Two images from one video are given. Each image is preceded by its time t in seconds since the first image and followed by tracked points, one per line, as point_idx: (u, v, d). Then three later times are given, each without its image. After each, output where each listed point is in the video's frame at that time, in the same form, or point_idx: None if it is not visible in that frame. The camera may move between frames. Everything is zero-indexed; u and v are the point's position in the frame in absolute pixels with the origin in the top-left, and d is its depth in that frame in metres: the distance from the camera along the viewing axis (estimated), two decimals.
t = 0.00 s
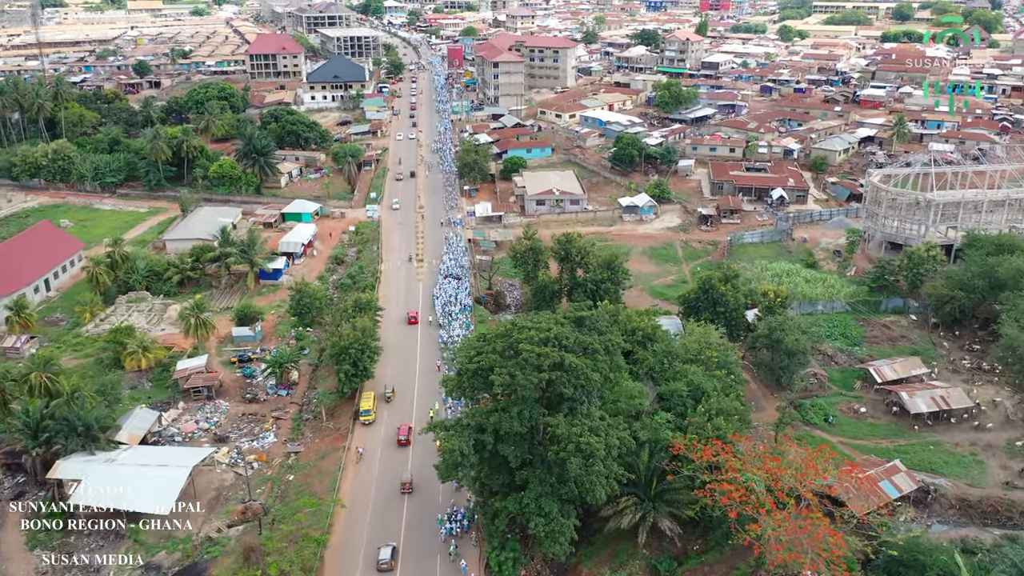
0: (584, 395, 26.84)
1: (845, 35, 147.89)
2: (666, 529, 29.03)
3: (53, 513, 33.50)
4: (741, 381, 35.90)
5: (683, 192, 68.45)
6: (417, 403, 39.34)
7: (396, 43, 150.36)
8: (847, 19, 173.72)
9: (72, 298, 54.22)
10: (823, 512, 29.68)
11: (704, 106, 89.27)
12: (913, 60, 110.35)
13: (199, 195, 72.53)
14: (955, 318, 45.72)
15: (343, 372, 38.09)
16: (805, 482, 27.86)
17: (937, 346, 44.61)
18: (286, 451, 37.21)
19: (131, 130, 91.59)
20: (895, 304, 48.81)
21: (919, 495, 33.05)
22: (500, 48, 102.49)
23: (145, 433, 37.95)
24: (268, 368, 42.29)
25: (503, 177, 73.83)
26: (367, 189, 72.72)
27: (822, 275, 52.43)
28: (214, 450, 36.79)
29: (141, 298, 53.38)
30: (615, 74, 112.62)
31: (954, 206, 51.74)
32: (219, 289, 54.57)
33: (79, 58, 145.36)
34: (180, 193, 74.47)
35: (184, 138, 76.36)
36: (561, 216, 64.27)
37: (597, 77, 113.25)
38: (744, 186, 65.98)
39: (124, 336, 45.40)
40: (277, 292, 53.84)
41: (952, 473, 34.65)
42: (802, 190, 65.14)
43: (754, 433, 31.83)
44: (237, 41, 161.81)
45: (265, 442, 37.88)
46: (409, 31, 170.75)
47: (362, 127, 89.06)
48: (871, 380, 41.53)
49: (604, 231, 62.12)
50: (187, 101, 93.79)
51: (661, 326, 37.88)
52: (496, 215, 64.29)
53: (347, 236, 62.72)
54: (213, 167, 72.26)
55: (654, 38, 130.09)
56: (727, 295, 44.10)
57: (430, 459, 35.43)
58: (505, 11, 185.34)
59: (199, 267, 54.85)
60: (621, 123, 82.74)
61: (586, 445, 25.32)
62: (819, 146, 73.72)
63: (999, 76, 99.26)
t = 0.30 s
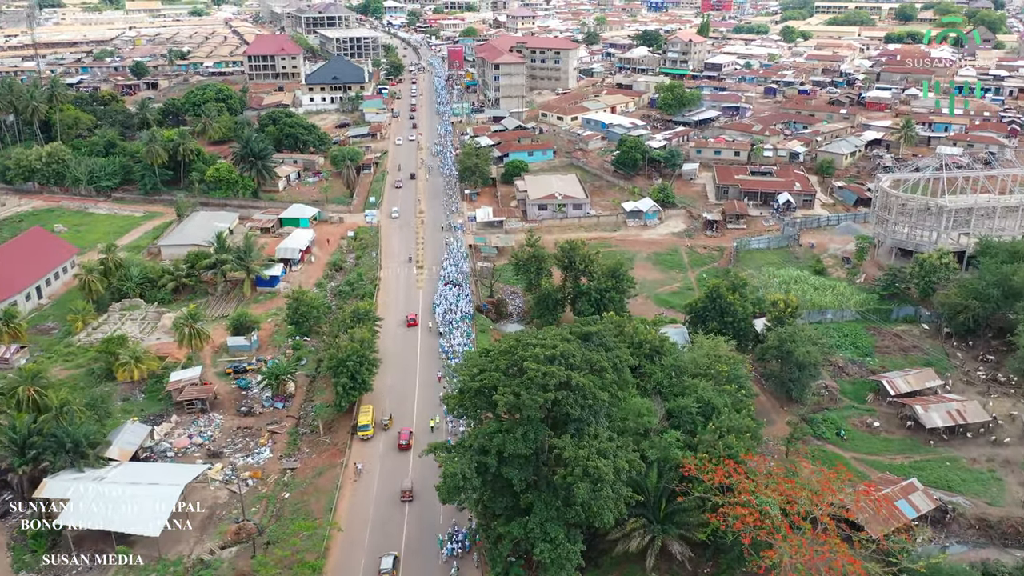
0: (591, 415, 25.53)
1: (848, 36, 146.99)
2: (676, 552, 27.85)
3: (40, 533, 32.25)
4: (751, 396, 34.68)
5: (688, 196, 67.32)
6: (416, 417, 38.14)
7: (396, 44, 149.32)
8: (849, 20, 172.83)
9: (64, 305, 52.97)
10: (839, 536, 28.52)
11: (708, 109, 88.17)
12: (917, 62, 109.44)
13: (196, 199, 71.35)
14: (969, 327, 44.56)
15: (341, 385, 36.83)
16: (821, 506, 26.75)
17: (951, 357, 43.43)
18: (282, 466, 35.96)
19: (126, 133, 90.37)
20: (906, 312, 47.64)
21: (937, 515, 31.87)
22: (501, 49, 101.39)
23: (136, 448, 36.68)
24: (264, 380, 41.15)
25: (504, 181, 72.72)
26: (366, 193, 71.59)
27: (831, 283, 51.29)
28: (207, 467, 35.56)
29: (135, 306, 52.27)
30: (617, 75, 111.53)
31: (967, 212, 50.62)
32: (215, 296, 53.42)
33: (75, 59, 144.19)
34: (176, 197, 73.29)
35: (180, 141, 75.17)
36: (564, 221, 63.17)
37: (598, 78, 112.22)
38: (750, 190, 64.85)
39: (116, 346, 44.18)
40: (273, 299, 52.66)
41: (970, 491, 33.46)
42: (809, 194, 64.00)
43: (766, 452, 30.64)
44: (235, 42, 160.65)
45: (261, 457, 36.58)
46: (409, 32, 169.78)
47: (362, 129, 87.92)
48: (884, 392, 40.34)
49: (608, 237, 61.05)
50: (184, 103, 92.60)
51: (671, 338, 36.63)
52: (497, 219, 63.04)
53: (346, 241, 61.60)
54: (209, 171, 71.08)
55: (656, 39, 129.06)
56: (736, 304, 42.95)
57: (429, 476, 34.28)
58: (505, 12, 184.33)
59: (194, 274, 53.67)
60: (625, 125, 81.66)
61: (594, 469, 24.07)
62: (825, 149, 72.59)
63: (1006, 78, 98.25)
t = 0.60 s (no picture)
0: (635, 545, 20.41)
1: (862, 41, 141.77)
2: None
3: None
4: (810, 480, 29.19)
5: (709, 219, 61.90)
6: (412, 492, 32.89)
7: (394, 49, 143.93)
8: (862, 23, 167.71)
9: (20, 347, 47.33)
10: None
11: (725, 120, 82.74)
12: (941, 69, 104.23)
13: (175, 221, 65.86)
14: None
15: (323, 462, 31.38)
16: None
17: None
18: (254, 558, 30.31)
19: (106, 146, 84.81)
20: (966, 359, 42.17)
21: None
22: (504, 55, 95.94)
23: (83, 536, 30.93)
24: (238, 446, 35.69)
25: (509, 200, 67.30)
26: (359, 214, 66.14)
27: (877, 322, 45.86)
28: (165, 561, 29.93)
29: (100, 348, 46.76)
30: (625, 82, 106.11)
31: None
32: (190, 335, 47.91)
33: (61, 64, 138.76)
34: (155, 217, 67.75)
35: (160, 157, 69.65)
36: (575, 247, 57.68)
37: (606, 85, 106.85)
38: (778, 213, 59.43)
39: (70, 403, 38.58)
40: (254, 341, 47.13)
41: None
42: (843, 218, 58.54)
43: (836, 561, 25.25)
44: (228, 46, 155.32)
45: (230, 547, 30.99)
46: (407, 35, 164.39)
47: (356, 142, 82.43)
48: (953, 462, 34.85)
49: (624, 265, 55.61)
50: (168, 113, 87.07)
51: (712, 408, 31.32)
52: (503, 245, 57.53)
53: (337, 270, 56.17)
54: (190, 191, 65.57)
55: (665, 43, 123.60)
56: (779, 357, 37.48)
57: (428, 568, 29.11)
58: (507, 15, 178.99)
59: (167, 312, 48.16)
60: (637, 138, 76.09)
61: None
62: (856, 165, 67.13)
63: None
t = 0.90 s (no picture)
0: None
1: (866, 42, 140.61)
2: None
3: None
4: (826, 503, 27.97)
5: (715, 224, 60.70)
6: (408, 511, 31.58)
7: (394, 50, 142.74)
8: (865, 24, 166.51)
9: (9, 357, 46.07)
10: None
11: (729, 122, 81.55)
12: (948, 70, 103.03)
13: (170, 226, 64.63)
14: None
15: (318, 482, 30.12)
16: None
17: None
18: None
19: (101, 148, 83.54)
20: (982, 372, 40.96)
21: None
22: (505, 56, 94.72)
23: (69, 560, 29.66)
24: (231, 464, 34.46)
25: (510, 205, 66.06)
26: (357, 219, 64.93)
27: (889, 333, 44.64)
28: None
29: (90, 359, 45.51)
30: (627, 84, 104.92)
31: None
32: (183, 345, 46.70)
33: (58, 65, 137.54)
34: (150, 222, 66.51)
35: (155, 161, 68.41)
36: (578, 254, 56.46)
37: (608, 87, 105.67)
38: (785, 219, 58.25)
39: (58, 418, 37.31)
40: (249, 351, 45.90)
41: None
42: (851, 223, 57.33)
43: None
44: (226, 47, 154.25)
45: (220, 571, 29.64)
46: (407, 36, 163.19)
47: (354, 145, 81.20)
48: (973, 480, 33.60)
49: (628, 272, 54.37)
50: (164, 115, 85.80)
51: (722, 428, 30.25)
52: (504, 251, 56.30)
53: (334, 278, 54.96)
54: (185, 196, 64.36)
55: (667, 43, 122.27)
56: (790, 371, 36.25)
57: None
58: (507, 15, 177.71)
59: (160, 321, 46.93)
60: (640, 141, 74.62)
61: None
62: (864, 169, 65.92)
63: None
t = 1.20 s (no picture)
0: None
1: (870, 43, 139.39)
2: None
3: None
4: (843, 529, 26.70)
5: (720, 230, 59.48)
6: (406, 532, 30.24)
7: (393, 51, 141.57)
8: (868, 24, 165.26)
9: None
10: None
11: (733, 125, 80.40)
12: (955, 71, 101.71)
13: (165, 232, 63.40)
14: None
15: (312, 505, 28.84)
16: None
17: None
18: None
19: (96, 151, 82.27)
20: (998, 385, 39.71)
21: None
22: (505, 58, 93.55)
23: None
24: (223, 483, 33.21)
25: (512, 210, 64.83)
26: (356, 225, 63.72)
27: (902, 343, 43.40)
28: None
29: (81, 370, 44.23)
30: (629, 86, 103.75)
31: None
32: (176, 355, 45.49)
33: (54, 66, 136.32)
34: (144, 227, 65.33)
35: (149, 165, 67.18)
36: (580, 261, 55.24)
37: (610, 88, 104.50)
38: (793, 225, 57.06)
39: (44, 434, 36.03)
40: (244, 362, 44.67)
41: None
42: (860, 229, 56.09)
43: None
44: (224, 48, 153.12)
45: None
46: (407, 36, 161.94)
47: (353, 148, 80.01)
48: (993, 501, 32.32)
49: (632, 279, 53.14)
50: (160, 117, 84.55)
51: (733, 448, 29.09)
52: (505, 258, 55.08)
53: (332, 285, 53.73)
54: (180, 201, 63.16)
55: (669, 45, 121.07)
56: (802, 386, 35.02)
57: None
58: (508, 15, 176.50)
59: (152, 331, 45.72)
60: (643, 144, 73.50)
61: None
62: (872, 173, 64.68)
63: None
